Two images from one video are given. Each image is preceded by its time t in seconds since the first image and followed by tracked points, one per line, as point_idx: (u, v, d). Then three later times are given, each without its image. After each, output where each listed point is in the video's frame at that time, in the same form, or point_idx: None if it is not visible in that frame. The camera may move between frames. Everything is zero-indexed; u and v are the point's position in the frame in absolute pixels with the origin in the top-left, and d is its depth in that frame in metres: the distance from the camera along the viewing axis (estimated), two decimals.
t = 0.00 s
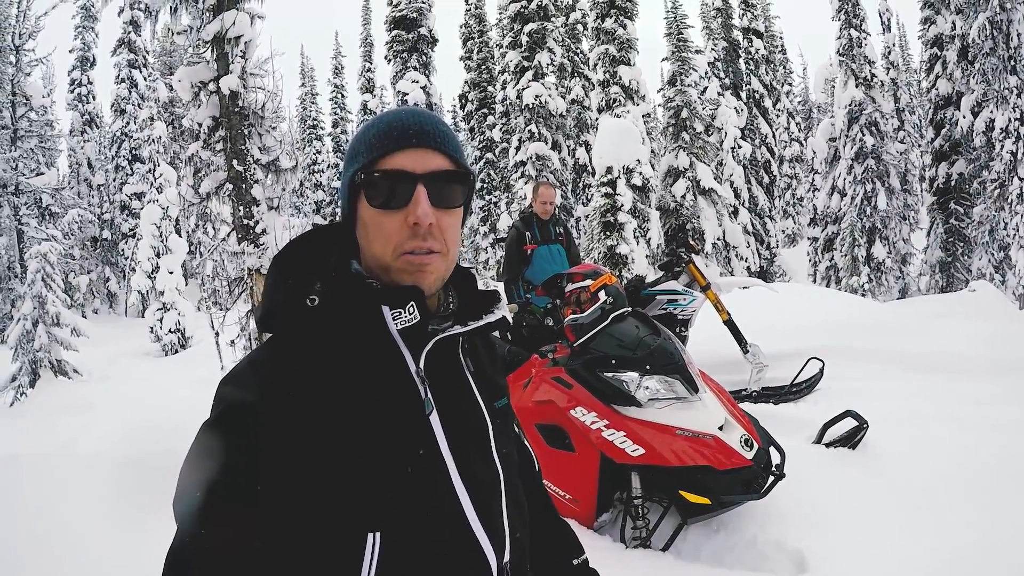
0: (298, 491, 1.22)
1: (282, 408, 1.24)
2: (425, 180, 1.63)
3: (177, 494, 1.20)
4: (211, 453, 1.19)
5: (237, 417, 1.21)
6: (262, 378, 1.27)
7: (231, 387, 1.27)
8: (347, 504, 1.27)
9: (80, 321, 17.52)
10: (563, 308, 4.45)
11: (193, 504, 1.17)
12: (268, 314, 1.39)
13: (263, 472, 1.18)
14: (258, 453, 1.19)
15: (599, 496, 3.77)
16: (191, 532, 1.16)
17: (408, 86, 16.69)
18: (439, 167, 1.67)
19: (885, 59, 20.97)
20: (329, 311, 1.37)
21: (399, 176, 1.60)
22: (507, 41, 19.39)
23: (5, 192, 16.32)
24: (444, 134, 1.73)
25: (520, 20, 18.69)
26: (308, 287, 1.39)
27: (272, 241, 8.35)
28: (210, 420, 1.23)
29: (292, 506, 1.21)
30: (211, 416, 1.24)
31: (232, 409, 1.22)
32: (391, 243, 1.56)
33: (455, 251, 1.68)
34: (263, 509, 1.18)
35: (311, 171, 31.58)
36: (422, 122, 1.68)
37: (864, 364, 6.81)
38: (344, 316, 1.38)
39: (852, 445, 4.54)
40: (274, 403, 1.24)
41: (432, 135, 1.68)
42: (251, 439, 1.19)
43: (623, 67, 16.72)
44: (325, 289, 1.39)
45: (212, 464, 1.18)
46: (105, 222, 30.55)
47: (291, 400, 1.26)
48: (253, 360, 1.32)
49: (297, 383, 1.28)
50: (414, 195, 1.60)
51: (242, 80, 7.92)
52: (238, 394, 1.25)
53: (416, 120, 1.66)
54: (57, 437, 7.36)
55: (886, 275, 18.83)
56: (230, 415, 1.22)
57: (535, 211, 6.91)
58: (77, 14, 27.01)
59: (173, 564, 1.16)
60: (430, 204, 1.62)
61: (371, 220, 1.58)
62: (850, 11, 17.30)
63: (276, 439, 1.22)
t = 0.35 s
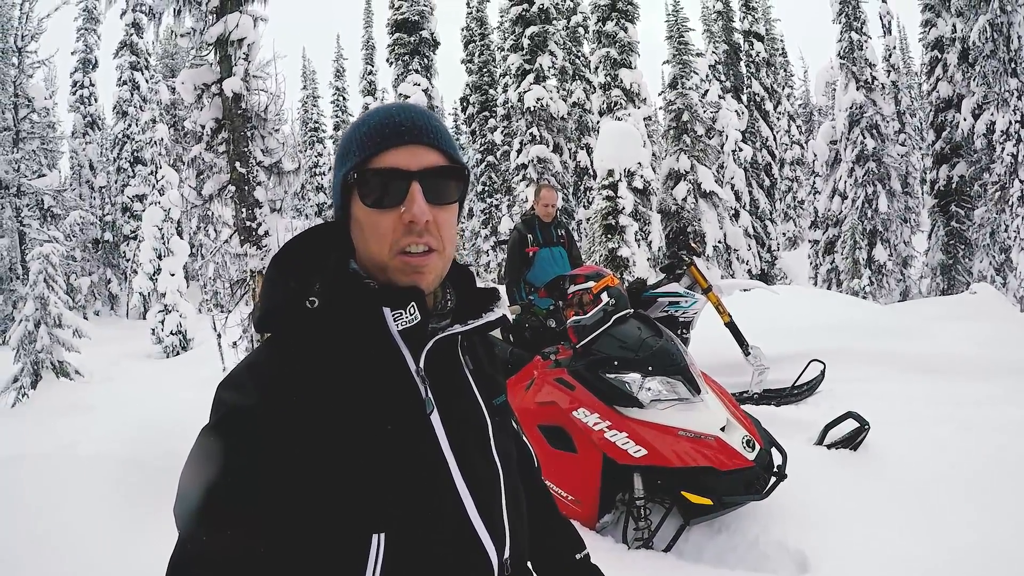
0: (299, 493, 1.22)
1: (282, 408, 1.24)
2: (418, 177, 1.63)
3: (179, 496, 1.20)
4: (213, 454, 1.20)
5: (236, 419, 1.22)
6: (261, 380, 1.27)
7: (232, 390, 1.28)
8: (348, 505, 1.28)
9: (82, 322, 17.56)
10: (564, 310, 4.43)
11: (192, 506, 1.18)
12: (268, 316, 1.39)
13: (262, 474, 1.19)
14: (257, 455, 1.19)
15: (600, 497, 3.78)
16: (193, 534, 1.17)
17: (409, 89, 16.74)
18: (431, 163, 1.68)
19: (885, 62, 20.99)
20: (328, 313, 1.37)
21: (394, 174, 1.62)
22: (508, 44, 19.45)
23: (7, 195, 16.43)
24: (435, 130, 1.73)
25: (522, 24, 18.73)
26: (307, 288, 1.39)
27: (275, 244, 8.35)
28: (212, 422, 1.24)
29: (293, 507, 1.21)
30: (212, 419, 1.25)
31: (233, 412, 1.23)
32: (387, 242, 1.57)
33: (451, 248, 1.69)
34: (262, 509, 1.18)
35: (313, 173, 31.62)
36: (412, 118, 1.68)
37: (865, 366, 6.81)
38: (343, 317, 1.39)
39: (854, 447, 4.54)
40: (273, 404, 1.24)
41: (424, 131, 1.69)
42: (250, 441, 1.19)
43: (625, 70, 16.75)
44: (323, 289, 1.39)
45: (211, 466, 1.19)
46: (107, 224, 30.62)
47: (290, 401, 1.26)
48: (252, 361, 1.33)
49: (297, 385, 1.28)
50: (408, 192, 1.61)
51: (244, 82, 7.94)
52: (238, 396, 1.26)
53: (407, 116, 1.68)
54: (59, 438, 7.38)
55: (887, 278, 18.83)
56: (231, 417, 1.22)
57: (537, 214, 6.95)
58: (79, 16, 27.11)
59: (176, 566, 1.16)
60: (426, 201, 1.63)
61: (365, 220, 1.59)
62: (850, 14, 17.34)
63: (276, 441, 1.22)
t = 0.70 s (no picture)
0: (294, 493, 1.21)
1: (280, 409, 1.24)
2: (425, 179, 1.62)
3: (175, 493, 1.19)
4: (208, 453, 1.19)
5: (236, 420, 1.20)
6: (257, 378, 1.27)
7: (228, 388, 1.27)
8: (344, 507, 1.27)
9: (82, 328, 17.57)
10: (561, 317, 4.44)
11: (189, 505, 1.17)
12: (266, 315, 1.38)
13: (260, 473, 1.18)
14: (255, 455, 1.18)
15: (597, 503, 3.75)
16: (186, 532, 1.16)
17: (411, 97, 16.83)
18: (439, 165, 1.67)
19: (885, 69, 21.07)
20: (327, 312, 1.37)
21: (402, 174, 1.60)
22: (509, 53, 19.56)
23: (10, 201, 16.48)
24: (439, 131, 1.72)
25: (522, 32, 18.81)
26: (306, 287, 1.38)
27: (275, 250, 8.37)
28: (207, 420, 1.23)
29: (290, 507, 1.20)
30: (208, 417, 1.24)
31: (229, 411, 1.22)
32: (394, 244, 1.56)
33: (455, 250, 1.69)
34: (261, 508, 1.17)
35: (315, 181, 31.74)
36: (419, 118, 1.67)
37: (866, 372, 6.78)
38: (342, 317, 1.38)
39: (853, 453, 4.51)
40: (273, 404, 1.23)
41: (430, 132, 1.68)
42: (247, 441, 1.18)
43: (625, 78, 16.82)
44: (323, 289, 1.38)
45: (210, 464, 1.18)
46: (109, 231, 30.70)
47: (288, 400, 1.25)
48: (248, 359, 1.32)
49: (294, 384, 1.27)
50: (416, 193, 1.60)
51: (246, 90, 7.96)
52: (234, 396, 1.25)
53: (416, 117, 1.67)
54: (57, 444, 7.36)
55: (888, 285, 18.81)
56: (227, 416, 1.21)
57: (536, 221, 6.93)
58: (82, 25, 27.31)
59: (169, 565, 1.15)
60: (433, 204, 1.63)
61: (372, 221, 1.58)
62: (849, 22, 17.42)
63: (275, 442, 1.21)
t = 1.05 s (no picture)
0: (291, 494, 1.20)
1: (274, 410, 1.22)
2: (444, 189, 1.62)
3: (170, 493, 1.17)
4: (202, 453, 1.18)
5: (234, 422, 1.20)
6: (251, 380, 1.26)
7: (221, 390, 1.26)
8: (342, 507, 1.27)
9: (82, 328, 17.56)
10: (559, 318, 4.41)
11: (187, 505, 1.14)
12: (262, 315, 1.37)
13: (257, 475, 1.17)
14: (252, 455, 1.18)
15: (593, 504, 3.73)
16: (180, 534, 1.14)
17: (411, 98, 16.83)
18: (456, 176, 1.67)
19: (886, 70, 21.04)
20: (321, 314, 1.36)
21: (420, 183, 1.59)
22: (509, 54, 19.53)
23: (10, 201, 16.46)
24: (456, 140, 1.71)
25: (523, 33, 18.75)
26: (299, 288, 1.37)
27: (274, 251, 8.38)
28: (201, 421, 1.22)
29: (287, 507, 1.19)
30: (202, 420, 1.22)
31: (223, 413, 1.21)
32: (405, 252, 1.55)
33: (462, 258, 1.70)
34: (260, 509, 1.16)
35: (315, 182, 31.75)
36: (439, 127, 1.66)
37: (865, 374, 6.75)
38: (338, 318, 1.37)
39: (851, 455, 4.49)
40: (266, 405, 1.22)
41: (448, 141, 1.67)
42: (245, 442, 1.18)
43: (625, 79, 16.81)
44: (316, 290, 1.37)
45: (206, 466, 1.16)
46: (110, 231, 30.70)
47: (281, 402, 1.23)
48: (242, 359, 1.31)
49: (288, 385, 1.26)
50: (434, 204, 1.59)
51: (245, 91, 7.96)
52: (227, 396, 1.24)
53: (438, 125, 1.66)
54: (55, 444, 7.36)
55: (889, 286, 18.78)
56: (222, 419, 1.20)
57: (535, 222, 6.95)
58: (82, 25, 27.31)
59: (163, 566, 1.14)
60: (450, 216, 1.62)
61: (384, 226, 1.56)
62: (850, 23, 17.37)
63: (271, 444, 1.20)
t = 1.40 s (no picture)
0: (290, 494, 1.20)
1: (273, 410, 1.23)
2: (408, 179, 1.61)
3: (166, 496, 1.16)
4: (199, 455, 1.17)
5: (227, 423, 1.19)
6: (249, 380, 1.25)
7: (218, 392, 1.25)
8: (338, 507, 1.25)
9: (82, 328, 17.55)
10: (558, 319, 4.39)
11: (187, 504, 1.14)
12: (258, 317, 1.37)
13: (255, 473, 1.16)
14: (252, 454, 1.18)
15: (594, 505, 3.72)
16: (177, 536, 1.13)
17: (412, 98, 16.83)
18: (424, 165, 1.65)
19: (888, 71, 21.02)
20: (316, 315, 1.35)
21: (384, 176, 1.59)
22: (511, 55, 19.53)
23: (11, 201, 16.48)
24: (422, 129, 1.70)
25: (524, 34, 18.77)
26: (294, 290, 1.37)
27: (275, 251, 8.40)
28: (199, 423, 1.22)
29: (286, 506, 1.19)
30: (199, 422, 1.22)
31: (220, 414, 1.21)
32: (377, 246, 1.55)
33: (445, 248, 1.68)
34: (259, 509, 1.16)
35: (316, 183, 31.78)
36: (399, 117, 1.65)
37: (866, 375, 6.75)
38: (333, 320, 1.36)
39: (852, 457, 4.49)
40: (264, 404, 1.22)
41: (412, 131, 1.66)
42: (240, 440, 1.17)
43: (626, 80, 16.82)
44: (310, 292, 1.37)
45: (202, 467, 1.16)
46: (112, 231, 30.73)
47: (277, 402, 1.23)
48: (239, 362, 1.30)
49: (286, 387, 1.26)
50: (398, 195, 1.58)
51: (246, 92, 7.97)
52: (224, 398, 1.23)
53: (402, 116, 1.65)
54: (56, 444, 7.38)
55: (890, 288, 18.74)
56: (219, 419, 1.20)
57: (535, 223, 6.93)
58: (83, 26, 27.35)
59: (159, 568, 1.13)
60: (418, 204, 1.61)
61: (355, 223, 1.56)
62: (852, 24, 17.34)
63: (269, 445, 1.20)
